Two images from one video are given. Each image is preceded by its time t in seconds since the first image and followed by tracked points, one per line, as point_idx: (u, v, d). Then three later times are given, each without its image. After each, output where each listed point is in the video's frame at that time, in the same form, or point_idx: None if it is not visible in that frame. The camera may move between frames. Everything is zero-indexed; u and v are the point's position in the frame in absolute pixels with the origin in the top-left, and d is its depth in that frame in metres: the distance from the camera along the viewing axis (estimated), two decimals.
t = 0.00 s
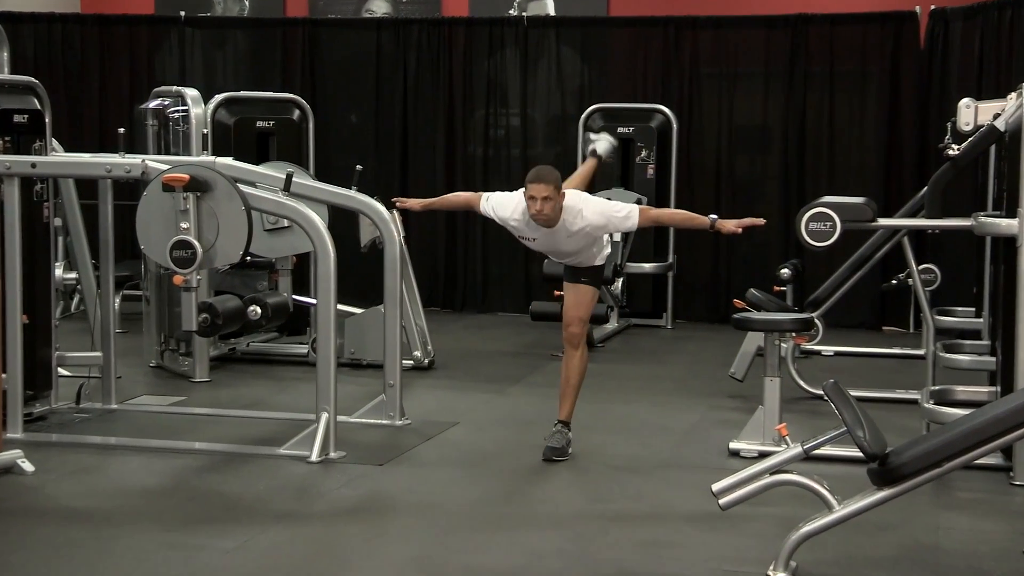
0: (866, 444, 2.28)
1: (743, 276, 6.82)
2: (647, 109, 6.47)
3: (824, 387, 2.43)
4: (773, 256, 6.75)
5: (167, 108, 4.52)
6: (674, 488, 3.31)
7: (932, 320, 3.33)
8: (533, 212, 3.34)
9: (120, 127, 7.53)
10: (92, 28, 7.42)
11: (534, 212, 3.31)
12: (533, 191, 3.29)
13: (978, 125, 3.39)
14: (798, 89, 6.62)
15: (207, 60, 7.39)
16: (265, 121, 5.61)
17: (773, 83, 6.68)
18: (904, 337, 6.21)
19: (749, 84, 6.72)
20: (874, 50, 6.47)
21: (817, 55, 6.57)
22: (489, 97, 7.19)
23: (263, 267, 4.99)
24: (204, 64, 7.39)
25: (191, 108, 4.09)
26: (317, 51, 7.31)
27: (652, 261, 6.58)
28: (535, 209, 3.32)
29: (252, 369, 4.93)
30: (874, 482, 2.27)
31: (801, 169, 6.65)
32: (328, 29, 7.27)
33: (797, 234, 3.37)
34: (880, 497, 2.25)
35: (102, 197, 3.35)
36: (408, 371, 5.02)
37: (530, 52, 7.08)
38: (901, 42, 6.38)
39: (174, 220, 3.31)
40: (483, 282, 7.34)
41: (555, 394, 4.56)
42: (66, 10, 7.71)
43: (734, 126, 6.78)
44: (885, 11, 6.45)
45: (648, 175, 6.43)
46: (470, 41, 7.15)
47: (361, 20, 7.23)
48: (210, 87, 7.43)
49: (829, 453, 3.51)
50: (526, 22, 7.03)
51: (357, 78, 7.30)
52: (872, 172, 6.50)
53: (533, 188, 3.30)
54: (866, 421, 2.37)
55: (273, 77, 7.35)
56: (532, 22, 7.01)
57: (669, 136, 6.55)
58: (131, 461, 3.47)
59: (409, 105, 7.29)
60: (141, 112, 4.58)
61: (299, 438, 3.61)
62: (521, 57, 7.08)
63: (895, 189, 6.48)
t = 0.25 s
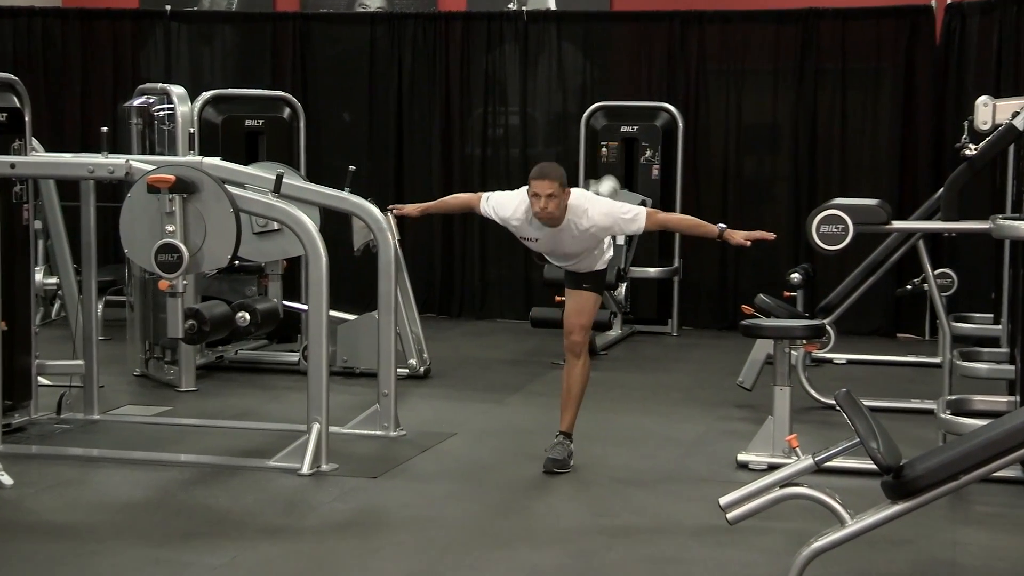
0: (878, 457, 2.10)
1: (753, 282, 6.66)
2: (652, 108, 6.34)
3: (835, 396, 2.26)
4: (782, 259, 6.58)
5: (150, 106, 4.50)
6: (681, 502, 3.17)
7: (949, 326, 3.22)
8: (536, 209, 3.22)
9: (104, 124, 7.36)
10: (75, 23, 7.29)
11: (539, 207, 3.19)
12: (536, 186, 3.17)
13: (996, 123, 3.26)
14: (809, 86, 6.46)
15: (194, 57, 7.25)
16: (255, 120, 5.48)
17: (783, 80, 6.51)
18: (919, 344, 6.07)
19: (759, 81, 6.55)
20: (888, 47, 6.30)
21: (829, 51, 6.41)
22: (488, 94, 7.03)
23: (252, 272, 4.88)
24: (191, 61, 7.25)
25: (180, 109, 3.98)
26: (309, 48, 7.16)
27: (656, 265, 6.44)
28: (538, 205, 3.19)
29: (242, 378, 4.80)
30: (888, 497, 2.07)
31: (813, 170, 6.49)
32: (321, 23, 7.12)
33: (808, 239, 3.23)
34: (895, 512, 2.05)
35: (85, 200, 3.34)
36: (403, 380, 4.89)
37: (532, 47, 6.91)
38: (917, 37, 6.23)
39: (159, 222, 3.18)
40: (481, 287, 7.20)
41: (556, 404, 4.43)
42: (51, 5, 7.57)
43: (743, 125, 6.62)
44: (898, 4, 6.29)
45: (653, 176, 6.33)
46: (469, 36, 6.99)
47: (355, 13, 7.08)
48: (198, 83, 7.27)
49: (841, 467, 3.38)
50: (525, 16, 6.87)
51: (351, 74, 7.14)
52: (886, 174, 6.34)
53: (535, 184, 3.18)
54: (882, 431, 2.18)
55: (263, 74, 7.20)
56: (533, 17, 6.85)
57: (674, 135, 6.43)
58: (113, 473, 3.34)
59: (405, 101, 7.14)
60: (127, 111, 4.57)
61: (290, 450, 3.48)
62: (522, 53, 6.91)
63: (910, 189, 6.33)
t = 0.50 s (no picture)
0: (893, 467, 1.94)
1: (762, 284, 6.55)
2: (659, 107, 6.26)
3: (849, 403, 2.10)
4: (791, 259, 6.47)
5: (138, 103, 4.42)
6: (688, 513, 3.05)
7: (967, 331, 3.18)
8: (541, 146, 3.10)
9: (93, 122, 7.23)
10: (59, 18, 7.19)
11: (546, 137, 3.08)
12: (545, 119, 3.09)
13: (1014, 120, 3.16)
14: (819, 83, 6.34)
15: (182, 53, 7.14)
16: (246, 117, 5.37)
17: (793, 75, 6.39)
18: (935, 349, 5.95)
19: (767, 78, 6.44)
20: (901, 40, 6.19)
21: (841, 43, 6.29)
22: (486, 89, 6.90)
23: (241, 276, 4.78)
24: (180, 56, 7.14)
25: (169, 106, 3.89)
26: (302, 42, 7.04)
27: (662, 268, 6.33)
28: (545, 139, 3.08)
29: (233, 385, 4.68)
30: (902, 507, 1.99)
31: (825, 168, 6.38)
32: (317, 19, 7.01)
33: (819, 240, 3.12)
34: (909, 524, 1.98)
35: (70, 198, 3.36)
36: (400, 386, 4.77)
37: (532, 43, 6.80)
38: (930, 32, 6.12)
39: (147, 223, 3.06)
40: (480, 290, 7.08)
41: (557, 411, 4.31)
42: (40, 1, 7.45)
43: (750, 121, 6.50)
44: None
45: (658, 176, 6.19)
46: (468, 31, 6.89)
47: (351, 7, 6.97)
48: (191, 79, 7.15)
49: (853, 476, 3.26)
50: (526, 10, 6.77)
51: (347, 71, 7.03)
52: (901, 170, 6.24)
53: (543, 118, 3.09)
54: (894, 437, 2.05)
55: (255, 70, 7.08)
56: (534, 12, 6.75)
57: (680, 135, 6.33)
58: (98, 483, 3.22)
59: (400, 95, 7.02)
60: (117, 108, 4.46)
61: (283, 459, 3.36)
62: (523, 49, 6.80)
63: (925, 188, 6.22)
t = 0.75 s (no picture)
0: (903, 474, 1.86)
1: (765, 285, 6.47)
2: (664, 103, 6.19)
3: (856, 408, 1.98)
4: (798, 261, 6.39)
5: (128, 100, 4.36)
6: (692, 521, 2.97)
7: (975, 331, 3.23)
8: (542, 103, 3.07)
9: (85, 120, 7.15)
10: (48, 15, 7.12)
11: (546, 94, 3.04)
12: (545, 77, 3.04)
13: None
14: (827, 81, 6.26)
15: (174, 50, 7.06)
16: (241, 116, 5.30)
17: (800, 72, 6.31)
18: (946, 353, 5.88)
19: (773, 75, 6.36)
20: (912, 37, 6.11)
21: (852, 39, 6.21)
22: (486, 86, 6.82)
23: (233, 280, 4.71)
24: (172, 53, 7.06)
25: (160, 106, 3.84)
26: (297, 39, 6.96)
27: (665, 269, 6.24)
28: (545, 97, 3.05)
29: (227, 390, 4.61)
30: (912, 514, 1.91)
31: (833, 167, 6.29)
32: (314, 15, 6.93)
33: (827, 241, 3.04)
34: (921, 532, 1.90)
35: (58, 198, 3.33)
36: (398, 391, 4.70)
37: (533, 40, 6.72)
38: (941, 28, 6.04)
39: (138, 224, 2.99)
40: (479, 292, 6.98)
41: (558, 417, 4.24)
42: None
43: (756, 118, 6.41)
44: None
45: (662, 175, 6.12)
46: (467, 27, 6.80)
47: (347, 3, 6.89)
48: (186, 77, 7.07)
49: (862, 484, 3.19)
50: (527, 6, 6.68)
51: (345, 69, 6.95)
52: (911, 169, 6.15)
53: (542, 76, 3.05)
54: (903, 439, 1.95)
55: (248, 68, 6.99)
56: (535, 8, 6.66)
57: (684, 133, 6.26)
58: (87, 490, 3.15)
59: (398, 91, 6.94)
60: (106, 105, 4.39)
61: (278, 466, 3.28)
62: (524, 45, 6.72)
63: (937, 188, 6.12)
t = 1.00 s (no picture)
0: (903, 474, 1.86)
1: (765, 285, 6.47)
2: (663, 105, 6.18)
3: (856, 408, 1.98)
4: (799, 261, 6.39)
5: (128, 101, 4.35)
6: (693, 521, 2.97)
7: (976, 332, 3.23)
8: (536, 94, 3.02)
9: (86, 120, 7.16)
10: (48, 15, 7.13)
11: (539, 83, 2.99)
12: (538, 66, 2.99)
13: None
14: (829, 81, 6.26)
15: (174, 49, 7.06)
16: (241, 116, 5.31)
17: (801, 72, 6.31)
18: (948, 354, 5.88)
19: (772, 75, 6.36)
20: (913, 36, 6.11)
21: (851, 39, 6.21)
22: (486, 86, 6.81)
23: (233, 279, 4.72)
24: (172, 53, 7.06)
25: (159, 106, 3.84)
26: (297, 39, 6.95)
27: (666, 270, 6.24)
28: (538, 88, 3.00)
29: (228, 390, 4.61)
30: (913, 515, 1.91)
31: (835, 168, 6.29)
32: (313, 15, 6.93)
33: (827, 241, 3.04)
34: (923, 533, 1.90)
35: (59, 200, 3.33)
36: (399, 391, 4.70)
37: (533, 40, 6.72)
38: (941, 28, 6.04)
39: (138, 224, 2.99)
40: (479, 292, 6.98)
41: (559, 417, 4.24)
42: None
43: (757, 117, 6.41)
44: None
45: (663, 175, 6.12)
46: (467, 27, 6.80)
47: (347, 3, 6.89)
48: (185, 76, 7.07)
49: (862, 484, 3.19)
50: (527, 5, 6.67)
51: (344, 68, 6.95)
52: (912, 169, 6.15)
53: (536, 67, 3.00)
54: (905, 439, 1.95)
55: (248, 67, 6.99)
56: (535, 7, 6.66)
57: (685, 133, 6.26)
58: (88, 490, 3.15)
59: (398, 91, 6.93)
60: (107, 106, 4.39)
61: (279, 466, 3.28)
62: (524, 45, 6.71)
63: (937, 188, 6.12)
